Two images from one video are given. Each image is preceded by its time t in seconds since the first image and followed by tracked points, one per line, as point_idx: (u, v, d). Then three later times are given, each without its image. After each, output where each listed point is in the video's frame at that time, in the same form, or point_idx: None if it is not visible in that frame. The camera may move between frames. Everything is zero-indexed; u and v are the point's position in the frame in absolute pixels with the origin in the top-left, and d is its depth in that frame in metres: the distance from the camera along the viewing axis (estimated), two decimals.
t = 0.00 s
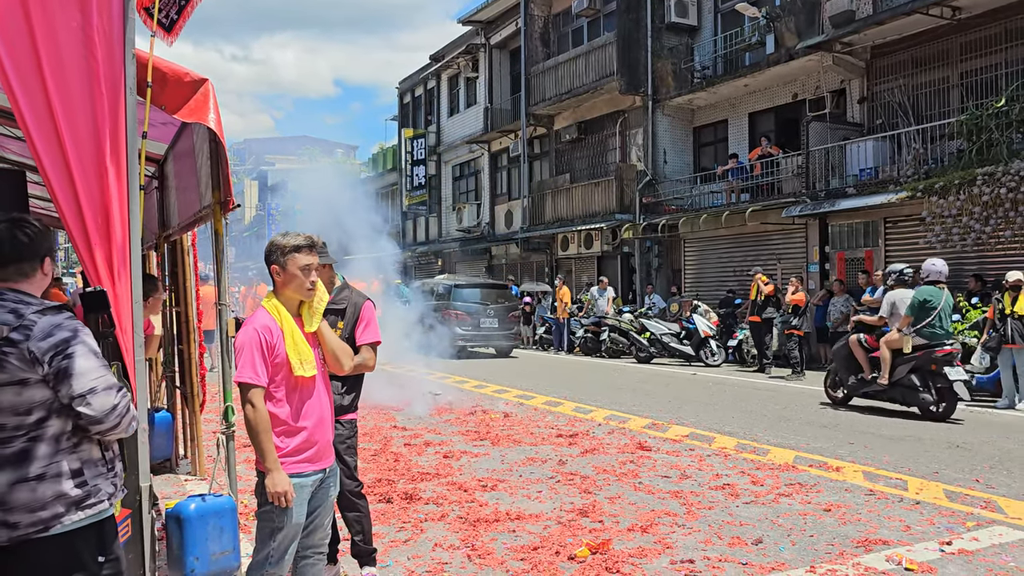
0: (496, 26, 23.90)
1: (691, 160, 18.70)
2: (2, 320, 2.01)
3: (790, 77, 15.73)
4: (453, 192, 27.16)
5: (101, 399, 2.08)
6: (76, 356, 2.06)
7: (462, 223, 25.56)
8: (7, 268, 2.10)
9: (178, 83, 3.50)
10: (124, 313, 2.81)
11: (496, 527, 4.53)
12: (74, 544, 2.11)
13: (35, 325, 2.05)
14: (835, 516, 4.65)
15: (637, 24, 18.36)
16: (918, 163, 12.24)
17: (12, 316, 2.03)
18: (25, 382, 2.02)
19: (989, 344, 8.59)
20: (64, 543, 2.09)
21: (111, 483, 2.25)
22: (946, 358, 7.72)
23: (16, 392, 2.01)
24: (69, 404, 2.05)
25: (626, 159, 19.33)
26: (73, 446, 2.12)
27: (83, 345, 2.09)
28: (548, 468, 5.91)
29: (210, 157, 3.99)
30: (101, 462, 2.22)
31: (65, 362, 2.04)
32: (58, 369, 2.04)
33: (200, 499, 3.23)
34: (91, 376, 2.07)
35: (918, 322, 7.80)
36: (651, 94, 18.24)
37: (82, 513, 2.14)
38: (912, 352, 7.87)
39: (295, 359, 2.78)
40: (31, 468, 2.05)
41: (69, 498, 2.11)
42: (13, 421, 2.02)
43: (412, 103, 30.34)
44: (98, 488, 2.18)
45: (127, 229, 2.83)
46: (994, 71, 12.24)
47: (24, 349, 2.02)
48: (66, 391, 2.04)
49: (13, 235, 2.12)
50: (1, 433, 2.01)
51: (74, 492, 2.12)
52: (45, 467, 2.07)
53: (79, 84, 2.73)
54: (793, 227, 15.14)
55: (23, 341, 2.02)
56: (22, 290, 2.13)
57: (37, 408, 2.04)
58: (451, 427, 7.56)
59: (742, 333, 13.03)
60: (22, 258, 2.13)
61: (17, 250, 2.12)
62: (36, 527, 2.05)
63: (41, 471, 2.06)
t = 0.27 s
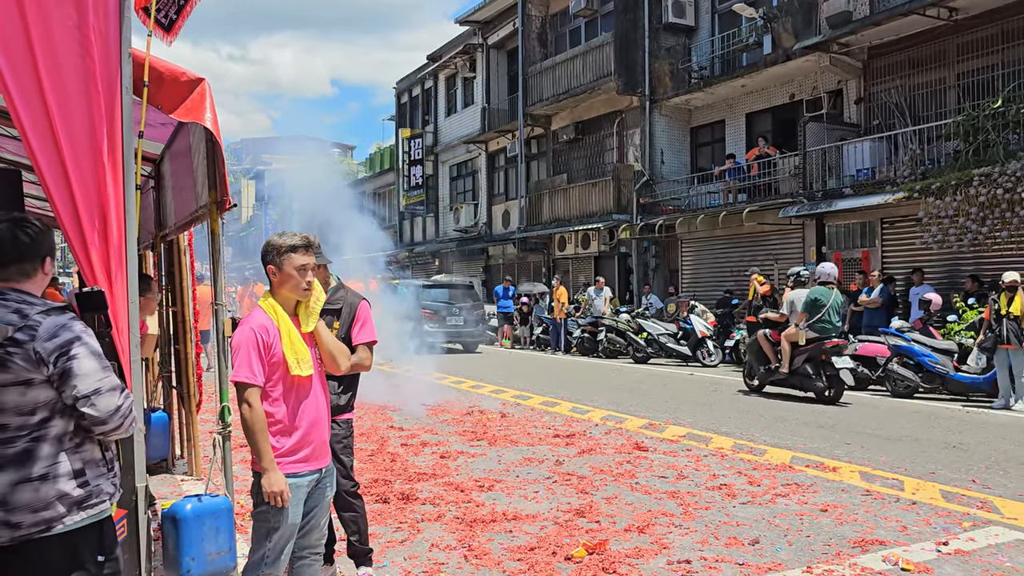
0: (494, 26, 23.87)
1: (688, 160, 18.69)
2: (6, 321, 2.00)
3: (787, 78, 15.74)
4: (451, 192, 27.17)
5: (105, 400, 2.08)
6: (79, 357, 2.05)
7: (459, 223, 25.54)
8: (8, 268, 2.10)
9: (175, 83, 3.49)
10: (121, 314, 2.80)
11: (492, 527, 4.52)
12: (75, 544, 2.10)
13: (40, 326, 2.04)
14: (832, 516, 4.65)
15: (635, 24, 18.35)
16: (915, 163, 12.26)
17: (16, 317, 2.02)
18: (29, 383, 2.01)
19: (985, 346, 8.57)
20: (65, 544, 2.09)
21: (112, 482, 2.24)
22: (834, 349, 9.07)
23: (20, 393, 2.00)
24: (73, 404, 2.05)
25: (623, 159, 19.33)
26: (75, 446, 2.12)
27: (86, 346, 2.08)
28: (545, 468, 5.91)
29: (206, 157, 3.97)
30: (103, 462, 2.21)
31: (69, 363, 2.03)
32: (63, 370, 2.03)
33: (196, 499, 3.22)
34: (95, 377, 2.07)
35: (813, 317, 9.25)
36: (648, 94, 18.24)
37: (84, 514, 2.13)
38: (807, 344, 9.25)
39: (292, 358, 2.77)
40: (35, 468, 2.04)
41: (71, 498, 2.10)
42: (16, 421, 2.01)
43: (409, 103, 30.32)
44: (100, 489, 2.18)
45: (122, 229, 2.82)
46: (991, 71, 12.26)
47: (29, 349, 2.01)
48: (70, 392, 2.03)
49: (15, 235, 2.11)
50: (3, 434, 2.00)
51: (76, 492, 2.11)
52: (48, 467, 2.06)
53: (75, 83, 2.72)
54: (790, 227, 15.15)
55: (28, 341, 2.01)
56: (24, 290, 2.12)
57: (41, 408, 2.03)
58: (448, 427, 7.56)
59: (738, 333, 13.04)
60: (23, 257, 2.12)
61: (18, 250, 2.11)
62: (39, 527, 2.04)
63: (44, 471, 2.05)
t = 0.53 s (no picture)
0: (493, 25, 23.86)
1: (687, 160, 18.70)
2: (7, 320, 2.00)
3: (786, 78, 15.75)
4: (449, 192, 27.18)
5: (106, 399, 2.08)
6: (78, 356, 2.04)
7: (457, 222, 25.54)
8: (8, 267, 2.09)
9: (173, 82, 3.49)
10: (119, 313, 2.79)
11: (490, 527, 4.52)
12: (73, 543, 2.10)
13: (41, 325, 2.03)
14: (830, 516, 4.65)
15: (634, 24, 18.36)
16: (913, 164, 12.27)
17: (18, 316, 2.02)
18: (30, 382, 2.00)
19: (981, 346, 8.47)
20: (64, 542, 2.08)
21: (112, 481, 2.24)
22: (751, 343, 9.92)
23: (21, 392, 2.00)
24: (73, 404, 2.05)
25: (622, 159, 19.33)
26: (75, 444, 2.11)
27: (85, 346, 2.07)
28: (543, 468, 5.91)
29: (205, 156, 3.96)
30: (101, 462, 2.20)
31: (70, 362, 2.03)
32: (64, 369, 2.03)
33: (195, 498, 3.22)
34: (93, 378, 2.06)
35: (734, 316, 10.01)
36: (647, 94, 18.25)
37: (82, 513, 2.12)
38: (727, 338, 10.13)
39: (290, 357, 2.77)
40: (34, 467, 2.04)
41: (70, 498, 2.09)
42: (16, 420, 2.00)
43: (408, 102, 30.32)
44: (99, 488, 2.17)
45: (121, 228, 2.81)
46: (990, 72, 12.28)
47: (31, 348, 2.01)
48: (70, 391, 2.03)
49: (15, 234, 2.11)
50: (4, 432, 2.00)
51: (76, 491, 2.11)
52: (47, 466, 2.06)
53: (74, 81, 2.72)
54: (788, 227, 15.16)
55: (29, 340, 2.01)
56: (25, 288, 2.12)
57: (42, 407, 2.03)
58: (446, 427, 7.56)
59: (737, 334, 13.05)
60: (23, 256, 2.12)
61: (18, 249, 2.11)
62: (38, 526, 2.04)
63: (44, 470, 2.05)
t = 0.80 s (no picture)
0: (493, 24, 23.85)
1: (687, 159, 18.69)
2: (6, 319, 2.00)
3: (786, 77, 15.74)
4: (449, 191, 27.19)
5: (104, 400, 2.07)
6: (76, 357, 2.04)
7: (457, 221, 25.54)
8: (8, 266, 2.09)
9: (173, 80, 3.48)
10: (118, 311, 2.79)
11: (490, 526, 4.52)
12: (71, 542, 2.10)
13: (41, 324, 2.03)
14: (830, 515, 4.65)
15: (634, 23, 18.36)
16: (914, 163, 12.27)
17: (17, 314, 2.02)
18: (29, 380, 2.00)
19: (981, 345, 8.51)
20: (61, 541, 2.08)
21: (109, 481, 2.24)
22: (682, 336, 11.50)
23: (19, 390, 2.00)
24: (71, 403, 2.05)
25: (622, 158, 19.32)
26: (73, 444, 2.11)
27: (84, 346, 2.07)
28: (543, 467, 5.91)
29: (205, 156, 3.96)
30: (98, 462, 2.20)
31: (68, 362, 2.03)
32: (62, 369, 2.03)
33: (194, 497, 3.22)
34: (91, 378, 2.06)
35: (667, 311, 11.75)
36: (647, 93, 18.25)
37: (79, 513, 2.11)
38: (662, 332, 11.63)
39: (289, 356, 2.76)
40: (32, 466, 2.03)
41: (67, 497, 2.09)
42: (14, 419, 2.00)
43: (408, 101, 30.32)
44: (96, 488, 2.17)
45: (120, 227, 2.81)
46: (990, 71, 12.28)
47: (29, 347, 2.01)
48: (68, 390, 2.03)
49: (15, 233, 2.11)
50: (1, 432, 2.00)
51: (73, 491, 2.10)
52: (45, 465, 2.05)
53: (73, 80, 2.71)
54: (788, 226, 15.16)
55: (28, 339, 2.01)
56: (25, 287, 2.11)
57: (39, 406, 2.03)
58: (446, 425, 7.57)
59: (737, 333, 13.06)
60: (23, 255, 2.12)
61: (18, 248, 2.11)
62: (35, 525, 2.04)
63: (41, 469, 2.05)
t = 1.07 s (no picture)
0: (493, 24, 23.84)
1: (688, 159, 18.68)
2: (6, 318, 2.00)
3: (787, 77, 15.73)
4: (450, 190, 27.19)
5: (103, 400, 2.07)
6: (75, 356, 2.04)
7: (458, 221, 25.53)
8: (9, 266, 2.09)
9: (174, 80, 3.49)
10: (119, 310, 2.80)
11: (491, 525, 4.52)
12: (70, 542, 2.10)
13: (41, 323, 2.03)
14: (830, 515, 4.65)
15: (634, 23, 18.35)
16: (915, 162, 12.27)
17: (18, 314, 2.02)
18: (28, 380, 2.01)
19: (982, 344, 8.55)
20: (61, 542, 2.08)
21: (109, 481, 2.24)
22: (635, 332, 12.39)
23: (19, 389, 2.00)
24: (71, 403, 2.05)
25: (622, 158, 19.31)
26: (72, 444, 2.11)
27: (84, 346, 2.07)
28: (543, 466, 5.91)
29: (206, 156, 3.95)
30: (98, 462, 2.20)
31: (68, 361, 2.03)
32: (61, 369, 2.03)
33: (195, 496, 3.22)
34: (90, 378, 2.06)
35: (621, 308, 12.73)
36: (647, 93, 18.25)
37: (77, 513, 2.11)
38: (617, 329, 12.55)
39: (290, 355, 2.77)
40: (31, 465, 2.04)
41: (66, 497, 2.09)
42: (14, 418, 2.01)
43: (409, 101, 30.32)
44: (95, 488, 2.17)
45: (121, 226, 2.81)
46: (991, 71, 12.26)
47: (29, 347, 2.01)
48: (67, 390, 2.03)
49: (17, 234, 2.12)
50: (1, 431, 2.00)
51: (72, 491, 2.10)
52: (44, 465, 2.06)
53: (74, 80, 2.72)
54: (789, 226, 15.15)
55: (28, 338, 2.01)
56: (26, 287, 2.11)
57: (39, 405, 2.03)
58: (446, 425, 7.57)
59: (737, 332, 13.07)
60: (25, 256, 2.12)
61: (20, 248, 2.11)
62: (33, 525, 2.04)
63: (40, 469, 2.05)
